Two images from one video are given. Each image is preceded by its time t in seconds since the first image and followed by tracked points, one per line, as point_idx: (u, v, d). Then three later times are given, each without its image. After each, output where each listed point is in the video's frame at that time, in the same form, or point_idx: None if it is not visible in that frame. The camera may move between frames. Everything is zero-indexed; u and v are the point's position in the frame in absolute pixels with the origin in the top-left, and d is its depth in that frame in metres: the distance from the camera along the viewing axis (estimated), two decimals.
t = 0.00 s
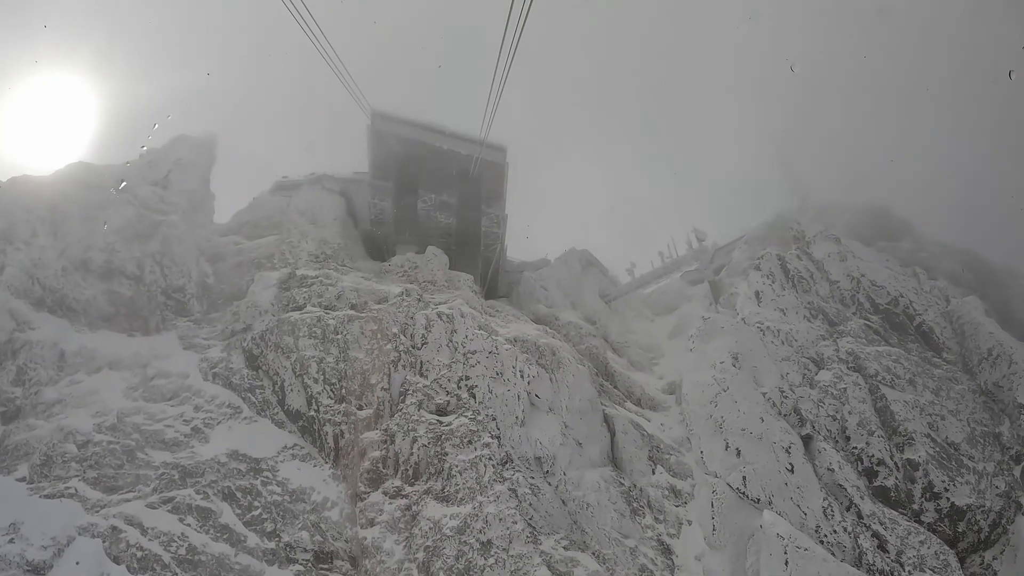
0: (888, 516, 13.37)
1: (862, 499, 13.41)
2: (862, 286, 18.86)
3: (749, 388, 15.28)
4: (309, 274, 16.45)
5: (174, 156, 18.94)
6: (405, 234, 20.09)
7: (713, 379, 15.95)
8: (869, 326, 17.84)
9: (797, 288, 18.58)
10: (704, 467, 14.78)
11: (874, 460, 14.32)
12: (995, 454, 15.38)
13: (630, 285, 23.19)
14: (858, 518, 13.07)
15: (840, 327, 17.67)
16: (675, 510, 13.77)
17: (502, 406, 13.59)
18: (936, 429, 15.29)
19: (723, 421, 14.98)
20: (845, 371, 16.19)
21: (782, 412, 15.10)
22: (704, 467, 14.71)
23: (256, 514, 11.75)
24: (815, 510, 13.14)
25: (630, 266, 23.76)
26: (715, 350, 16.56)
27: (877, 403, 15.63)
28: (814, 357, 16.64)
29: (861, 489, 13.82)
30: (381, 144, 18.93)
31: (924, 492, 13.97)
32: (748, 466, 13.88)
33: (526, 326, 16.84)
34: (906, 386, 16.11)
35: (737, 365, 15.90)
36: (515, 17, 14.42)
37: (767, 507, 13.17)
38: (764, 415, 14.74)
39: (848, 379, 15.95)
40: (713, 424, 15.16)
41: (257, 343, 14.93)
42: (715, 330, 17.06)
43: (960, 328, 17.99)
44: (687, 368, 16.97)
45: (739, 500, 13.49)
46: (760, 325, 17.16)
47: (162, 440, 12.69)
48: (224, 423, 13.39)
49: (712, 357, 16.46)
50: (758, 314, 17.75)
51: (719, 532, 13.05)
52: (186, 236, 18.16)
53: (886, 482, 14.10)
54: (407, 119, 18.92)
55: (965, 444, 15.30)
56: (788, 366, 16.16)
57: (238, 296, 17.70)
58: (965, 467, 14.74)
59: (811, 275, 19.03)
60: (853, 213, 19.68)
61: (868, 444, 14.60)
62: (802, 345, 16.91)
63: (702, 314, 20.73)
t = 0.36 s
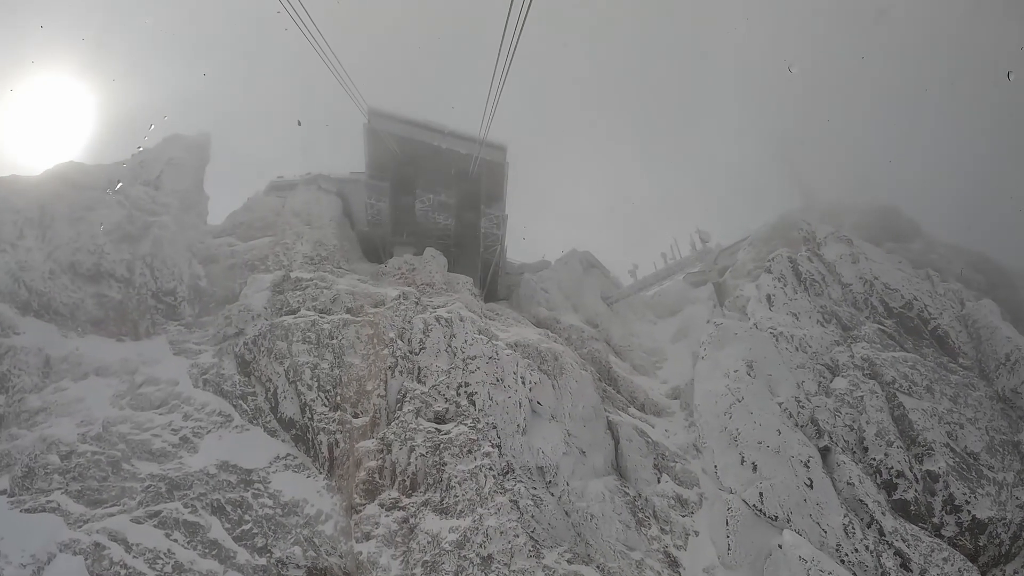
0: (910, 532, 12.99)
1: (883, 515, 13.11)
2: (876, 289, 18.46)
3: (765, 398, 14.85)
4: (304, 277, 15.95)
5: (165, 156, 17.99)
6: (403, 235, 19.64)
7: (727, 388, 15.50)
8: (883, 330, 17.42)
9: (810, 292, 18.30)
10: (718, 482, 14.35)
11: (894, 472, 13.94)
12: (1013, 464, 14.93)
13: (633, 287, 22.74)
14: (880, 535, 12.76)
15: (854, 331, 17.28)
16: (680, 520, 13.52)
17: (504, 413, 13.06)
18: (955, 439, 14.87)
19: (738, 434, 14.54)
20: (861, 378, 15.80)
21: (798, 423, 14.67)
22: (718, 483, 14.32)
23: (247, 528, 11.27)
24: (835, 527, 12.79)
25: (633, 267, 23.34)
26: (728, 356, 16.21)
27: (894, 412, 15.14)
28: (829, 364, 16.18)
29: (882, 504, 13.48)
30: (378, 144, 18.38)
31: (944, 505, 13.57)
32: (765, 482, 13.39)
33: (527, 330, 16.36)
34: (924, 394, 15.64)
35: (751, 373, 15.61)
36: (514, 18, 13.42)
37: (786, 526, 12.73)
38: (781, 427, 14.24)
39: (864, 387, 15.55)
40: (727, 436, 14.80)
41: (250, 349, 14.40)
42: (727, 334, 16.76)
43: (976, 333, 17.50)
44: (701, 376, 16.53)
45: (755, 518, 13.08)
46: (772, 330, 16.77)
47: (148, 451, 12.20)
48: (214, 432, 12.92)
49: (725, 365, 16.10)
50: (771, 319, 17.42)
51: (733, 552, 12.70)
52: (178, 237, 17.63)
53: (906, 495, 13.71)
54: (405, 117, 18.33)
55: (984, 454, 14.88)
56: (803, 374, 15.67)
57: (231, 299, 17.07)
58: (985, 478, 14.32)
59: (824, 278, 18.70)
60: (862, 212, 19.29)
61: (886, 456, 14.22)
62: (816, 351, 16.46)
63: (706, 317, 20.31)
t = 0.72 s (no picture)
0: (934, 549, 12.49)
1: (907, 532, 12.51)
2: (890, 292, 18.20)
3: (783, 409, 14.48)
4: (299, 279, 15.47)
5: (157, 156, 17.33)
6: (400, 237, 19.16)
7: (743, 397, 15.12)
8: (898, 334, 17.11)
9: (823, 295, 17.77)
10: (734, 499, 13.87)
11: (914, 485, 13.51)
12: None
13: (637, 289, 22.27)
14: (904, 553, 12.20)
15: (869, 336, 16.82)
16: (687, 531, 13.15)
17: (505, 421, 12.58)
18: (976, 448, 14.71)
19: (755, 447, 14.02)
20: (878, 386, 15.30)
21: (817, 434, 14.22)
22: (734, 499, 13.83)
23: (236, 544, 10.77)
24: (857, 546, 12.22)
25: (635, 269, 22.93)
26: (741, 363, 15.89)
27: (913, 420, 14.76)
28: (845, 370, 15.72)
29: (905, 521, 12.88)
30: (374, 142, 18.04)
31: (967, 518, 13.19)
32: (785, 499, 12.81)
33: (529, 334, 15.90)
34: (942, 402, 15.30)
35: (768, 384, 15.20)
36: (515, 8, 12.93)
37: (807, 546, 12.11)
38: (801, 440, 13.84)
39: (882, 395, 15.07)
40: (744, 450, 14.25)
41: (242, 354, 13.89)
42: (740, 341, 16.42)
43: (994, 337, 17.53)
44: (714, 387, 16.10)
45: (774, 537, 12.43)
46: (786, 335, 16.36)
47: (135, 462, 11.73)
48: (204, 441, 12.43)
49: (740, 373, 15.73)
50: (784, 323, 16.91)
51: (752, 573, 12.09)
52: (169, 238, 17.12)
53: (927, 508, 13.23)
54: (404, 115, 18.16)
55: (1005, 464, 14.80)
56: (820, 383, 15.27)
57: (224, 301, 16.60)
58: (1007, 489, 14.09)
59: (836, 281, 18.23)
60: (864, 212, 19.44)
61: (907, 468, 13.78)
62: (831, 357, 15.97)
63: (711, 320, 19.89)
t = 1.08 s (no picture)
0: (959, 567, 12.17)
1: (933, 550, 12.15)
2: (905, 295, 17.72)
3: (801, 421, 14.05)
4: (293, 282, 15.01)
5: (150, 156, 17.58)
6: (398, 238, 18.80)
7: (760, 409, 14.67)
8: (915, 339, 16.65)
9: (837, 298, 17.23)
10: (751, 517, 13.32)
11: (937, 498, 13.01)
12: None
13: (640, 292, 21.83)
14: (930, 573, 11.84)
15: (885, 341, 16.33)
16: (694, 542, 12.76)
17: (506, 429, 12.11)
18: (997, 457, 14.49)
19: (774, 463, 13.54)
20: (897, 394, 14.82)
21: (837, 447, 13.75)
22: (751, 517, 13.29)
23: (225, 560, 10.32)
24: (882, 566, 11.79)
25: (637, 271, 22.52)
26: (756, 373, 15.50)
27: (933, 430, 14.38)
28: (862, 377, 15.23)
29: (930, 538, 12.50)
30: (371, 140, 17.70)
31: (990, 532, 12.92)
32: (805, 518, 12.35)
33: (530, 338, 15.44)
34: (962, 410, 14.96)
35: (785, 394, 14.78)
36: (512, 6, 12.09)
37: (829, 567, 11.68)
38: (821, 453, 13.36)
39: (902, 403, 14.60)
40: (762, 465, 13.78)
41: (234, 360, 13.42)
42: (754, 350, 15.98)
43: (1009, 340, 17.42)
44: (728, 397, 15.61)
45: (794, 558, 12.09)
46: (801, 341, 15.89)
47: (120, 473, 11.27)
48: (193, 451, 11.97)
49: (755, 383, 15.28)
50: (797, 329, 16.46)
51: None
52: (160, 240, 16.70)
53: (950, 523, 12.86)
54: (403, 114, 17.94)
55: None
56: (838, 391, 14.80)
57: (216, 305, 16.18)
58: None
59: (850, 283, 17.67)
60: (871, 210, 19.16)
61: (929, 480, 13.30)
62: (847, 363, 15.51)
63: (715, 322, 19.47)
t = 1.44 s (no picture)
0: None
1: (959, 568, 11.78)
2: (920, 297, 17.29)
3: (821, 432, 13.66)
4: (286, 283, 14.53)
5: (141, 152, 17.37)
6: (394, 239, 18.45)
7: (778, 420, 14.28)
8: (931, 342, 16.21)
9: (851, 301, 16.67)
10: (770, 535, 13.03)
11: (959, 512, 12.68)
12: None
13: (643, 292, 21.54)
14: None
15: (901, 346, 15.80)
16: (702, 553, 12.34)
17: (506, 437, 11.65)
18: (1018, 466, 14.11)
19: (794, 479, 13.22)
20: (916, 401, 14.43)
21: (858, 459, 13.40)
22: (768, 535, 12.97)
23: None
24: None
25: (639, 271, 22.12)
26: (772, 380, 15.08)
27: (954, 438, 13.99)
28: (880, 384, 14.85)
29: (954, 554, 12.16)
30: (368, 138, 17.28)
31: (1013, 545, 12.59)
32: (829, 536, 12.15)
33: (530, 341, 14.99)
34: (982, 417, 14.55)
35: (805, 404, 14.34)
36: None
37: None
38: (843, 469, 13.02)
39: (921, 411, 14.22)
40: (782, 480, 13.41)
41: (225, 364, 12.93)
42: (769, 357, 15.50)
43: None
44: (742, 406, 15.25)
45: None
46: (817, 345, 15.43)
47: (104, 485, 10.80)
48: (180, 461, 11.53)
49: (772, 391, 14.88)
50: (812, 333, 15.96)
51: None
52: (151, 240, 16.22)
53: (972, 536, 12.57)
54: (400, 111, 17.35)
55: None
56: (857, 400, 14.38)
57: (208, 307, 15.63)
58: None
59: (863, 285, 17.12)
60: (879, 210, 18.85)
61: (951, 492, 12.95)
62: (865, 369, 15.06)
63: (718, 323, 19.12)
